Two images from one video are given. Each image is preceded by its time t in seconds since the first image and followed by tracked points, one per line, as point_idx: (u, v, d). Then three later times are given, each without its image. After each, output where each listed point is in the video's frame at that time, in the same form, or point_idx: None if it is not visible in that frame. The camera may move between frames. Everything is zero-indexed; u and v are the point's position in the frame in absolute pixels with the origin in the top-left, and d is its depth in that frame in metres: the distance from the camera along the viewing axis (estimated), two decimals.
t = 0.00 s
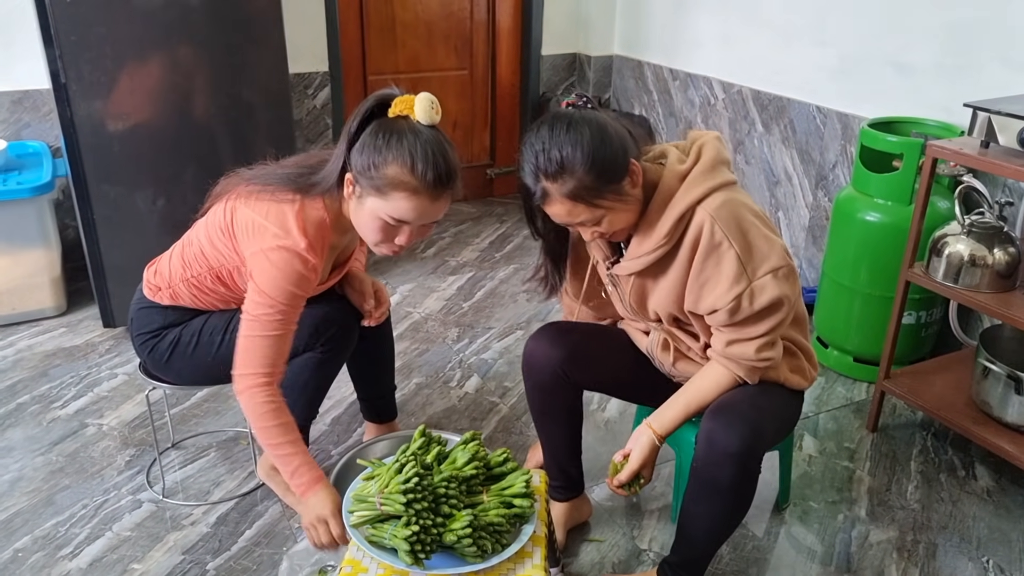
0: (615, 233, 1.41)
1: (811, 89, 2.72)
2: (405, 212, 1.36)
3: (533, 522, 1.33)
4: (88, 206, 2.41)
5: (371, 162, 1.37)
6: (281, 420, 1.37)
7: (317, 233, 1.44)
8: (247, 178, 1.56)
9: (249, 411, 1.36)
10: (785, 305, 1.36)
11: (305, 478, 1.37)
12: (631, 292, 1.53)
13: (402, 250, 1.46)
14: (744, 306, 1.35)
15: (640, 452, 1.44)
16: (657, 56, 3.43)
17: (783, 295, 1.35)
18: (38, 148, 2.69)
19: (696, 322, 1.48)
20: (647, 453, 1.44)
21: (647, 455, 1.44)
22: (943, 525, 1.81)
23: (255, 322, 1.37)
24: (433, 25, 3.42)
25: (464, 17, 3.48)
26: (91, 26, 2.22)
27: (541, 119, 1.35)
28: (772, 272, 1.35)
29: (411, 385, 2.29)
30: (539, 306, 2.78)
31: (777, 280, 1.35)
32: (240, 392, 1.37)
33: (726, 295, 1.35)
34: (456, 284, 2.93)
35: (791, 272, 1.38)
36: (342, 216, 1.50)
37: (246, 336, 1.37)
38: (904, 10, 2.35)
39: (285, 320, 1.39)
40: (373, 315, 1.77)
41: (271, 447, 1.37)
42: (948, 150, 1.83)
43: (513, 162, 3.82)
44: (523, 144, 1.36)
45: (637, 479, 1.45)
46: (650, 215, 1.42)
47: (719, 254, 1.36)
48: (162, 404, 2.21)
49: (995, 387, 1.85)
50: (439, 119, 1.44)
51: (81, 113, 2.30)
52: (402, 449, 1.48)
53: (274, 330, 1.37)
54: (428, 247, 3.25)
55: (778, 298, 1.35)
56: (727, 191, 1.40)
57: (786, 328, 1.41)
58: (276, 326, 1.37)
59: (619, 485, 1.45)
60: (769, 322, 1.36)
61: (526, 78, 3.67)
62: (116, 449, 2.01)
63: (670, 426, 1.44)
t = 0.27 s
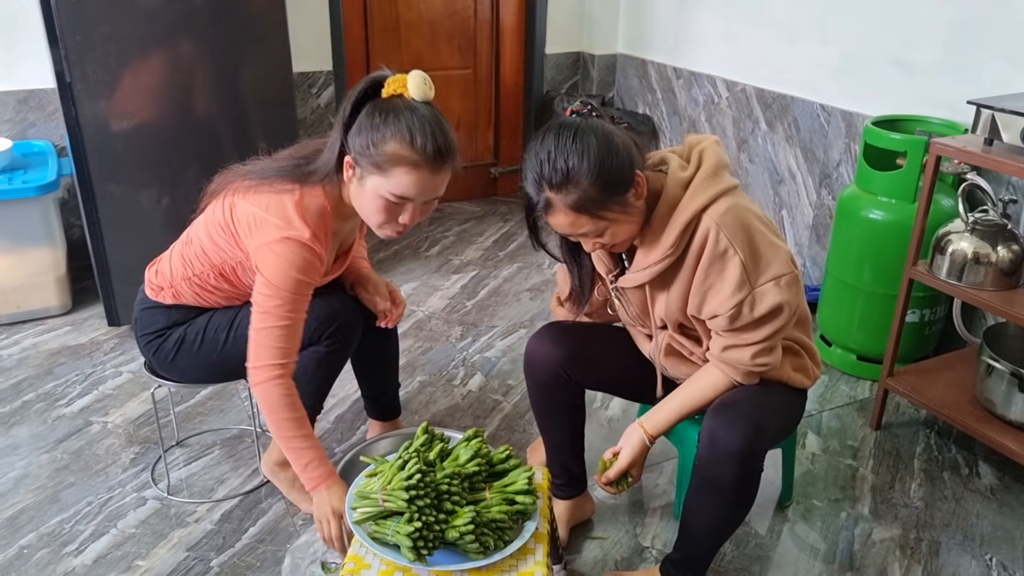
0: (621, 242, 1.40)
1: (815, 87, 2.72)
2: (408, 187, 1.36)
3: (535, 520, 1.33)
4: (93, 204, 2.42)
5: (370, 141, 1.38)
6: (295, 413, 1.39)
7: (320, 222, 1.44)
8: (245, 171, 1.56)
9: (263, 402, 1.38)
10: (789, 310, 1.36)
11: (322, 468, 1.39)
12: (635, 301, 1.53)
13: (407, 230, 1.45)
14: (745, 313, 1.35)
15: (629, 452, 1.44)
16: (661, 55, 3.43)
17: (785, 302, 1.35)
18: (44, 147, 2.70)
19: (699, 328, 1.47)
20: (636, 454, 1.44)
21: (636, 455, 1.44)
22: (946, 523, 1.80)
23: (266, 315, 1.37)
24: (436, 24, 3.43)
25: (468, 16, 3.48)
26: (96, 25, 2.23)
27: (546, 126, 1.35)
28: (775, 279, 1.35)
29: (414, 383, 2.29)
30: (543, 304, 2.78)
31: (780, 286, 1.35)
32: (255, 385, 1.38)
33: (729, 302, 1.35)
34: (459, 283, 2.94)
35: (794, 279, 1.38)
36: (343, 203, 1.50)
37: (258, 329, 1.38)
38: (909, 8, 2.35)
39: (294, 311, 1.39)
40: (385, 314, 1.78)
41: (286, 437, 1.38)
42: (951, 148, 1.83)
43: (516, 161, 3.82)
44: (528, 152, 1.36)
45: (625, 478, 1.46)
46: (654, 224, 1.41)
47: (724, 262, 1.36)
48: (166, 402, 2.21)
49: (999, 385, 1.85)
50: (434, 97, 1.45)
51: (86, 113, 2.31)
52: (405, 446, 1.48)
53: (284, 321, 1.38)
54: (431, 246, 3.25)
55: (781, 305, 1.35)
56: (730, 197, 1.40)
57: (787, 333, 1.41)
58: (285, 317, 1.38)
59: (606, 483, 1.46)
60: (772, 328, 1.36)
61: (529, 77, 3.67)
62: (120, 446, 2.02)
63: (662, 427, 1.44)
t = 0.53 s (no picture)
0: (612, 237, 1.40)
1: (815, 86, 2.72)
2: (378, 142, 1.39)
3: (532, 517, 1.34)
4: (93, 204, 2.43)
5: (337, 103, 1.42)
6: (262, 358, 1.43)
7: (296, 193, 1.48)
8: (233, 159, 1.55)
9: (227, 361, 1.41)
10: (784, 307, 1.36)
11: (303, 408, 1.41)
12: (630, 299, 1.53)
13: (388, 191, 1.47)
14: (740, 310, 1.36)
15: (628, 445, 1.44)
16: (661, 54, 3.43)
17: (779, 299, 1.35)
18: (44, 146, 2.71)
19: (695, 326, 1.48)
20: (633, 448, 1.44)
21: (633, 450, 1.44)
22: (945, 521, 1.80)
23: (233, 277, 1.41)
24: (437, 23, 3.43)
25: (468, 15, 3.48)
26: (96, 24, 2.23)
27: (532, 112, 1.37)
28: (769, 276, 1.36)
29: (414, 382, 2.29)
30: (543, 303, 2.78)
31: (774, 283, 1.36)
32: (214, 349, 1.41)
33: (724, 299, 1.35)
34: (460, 282, 2.94)
35: (789, 276, 1.37)
36: (319, 173, 1.55)
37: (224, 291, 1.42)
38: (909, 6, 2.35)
39: (263, 274, 1.43)
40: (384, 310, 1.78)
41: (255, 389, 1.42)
42: (949, 146, 1.83)
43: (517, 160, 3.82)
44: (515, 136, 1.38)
45: (620, 472, 1.45)
46: (648, 224, 1.42)
47: (717, 259, 1.36)
48: (167, 401, 2.22)
49: (997, 383, 1.85)
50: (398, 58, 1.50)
51: (86, 112, 2.31)
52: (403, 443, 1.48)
53: (251, 283, 1.42)
54: (431, 245, 3.26)
55: (776, 301, 1.35)
56: (722, 194, 1.40)
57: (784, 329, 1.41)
58: (252, 279, 1.42)
59: (602, 475, 1.45)
60: (767, 325, 1.36)
61: (530, 77, 3.67)
62: (121, 445, 2.02)
63: (659, 424, 1.44)
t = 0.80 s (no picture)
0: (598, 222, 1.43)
1: (816, 86, 2.72)
2: (353, 101, 1.42)
3: (530, 517, 1.34)
4: (94, 204, 2.43)
5: (307, 68, 1.45)
6: (309, 351, 1.43)
7: (279, 169, 1.49)
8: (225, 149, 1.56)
9: (274, 349, 1.42)
10: (777, 297, 1.35)
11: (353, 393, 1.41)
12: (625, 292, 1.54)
13: (370, 156, 1.49)
14: (733, 300, 1.35)
15: (620, 432, 1.44)
16: (662, 54, 3.42)
17: (772, 288, 1.34)
18: (46, 147, 2.72)
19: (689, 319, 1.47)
20: (625, 435, 1.44)
21: (625, 437, 1.44)
22: (944, 522, 1.80)
23: (251, 262, 1.42)
24: (438, 23, 3.43)
25: (469, 15, 3.48)
26: (97, 25, 2.23)
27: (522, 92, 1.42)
28: (761, 264, 1.34)
29: (414, 382, 2.30)
30: (543, 303, 2.78)
31: (765, 272, 1.34)
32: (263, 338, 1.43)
33: (716, 288, 1.35)
34: (460, 282, 2.94)
35: (781, 264, 1.36)
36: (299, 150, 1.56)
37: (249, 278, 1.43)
38: (909, 6, 2.34)
39: (277, 252, 1.44)
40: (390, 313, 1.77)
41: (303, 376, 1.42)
42: (949, 146, 1.82)
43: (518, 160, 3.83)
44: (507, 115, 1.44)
45: (610, 458, 1.45)
46: (639, 214, 1.42)
47: (708, 247, 1.36)
48: (167, 401, 2.22)
49: (997, 383, 1.84)
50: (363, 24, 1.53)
51: (86, 112, 2.32)
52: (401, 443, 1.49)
53: (270, 261, 1.43)
54: (432, 246, 3.26)
55: (768, 291, 1.34)
56: (712, 183, 1.40)
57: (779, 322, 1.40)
58: (271, 257, 1.43)
59: (592, 460, 1.46)
60: (761, 315, 1.36)
61: (531, 77, 3.67)
62: (120, 444, 2.03)
63: (653, 412, 1.44)
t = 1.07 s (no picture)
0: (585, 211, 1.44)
1: (816, 88, 2.71)
2: (303, 61, 1.42)
3: (525, 519, 1.34)
4: (94, 205, 2.44)
5: (252, 35, 1.45)
6: (260, 311, 1.44)
7: (236, 146, 1.50)
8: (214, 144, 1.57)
9: (226, 320, 1.43)
10: (767, 285, 1.34)
11: (308, 340, 1.44)
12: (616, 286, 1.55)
13: (329, 116, 1.48)
14: (722, 288, 1.34)
15: (610, 416, 1.44)
16: (662, 56, 3.42)
17: (760, 275, 1.33)
18: (47, 148, 2.72)
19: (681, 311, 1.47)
20: (614, 420, 1.44)
21: (616, 422, 1.44)
22: (943, 525, 1.80)
23: (204, 239, 1.44)
24: (439, 24, 3.44)
25: (470, 17, 3.49)
26: (97, 27, 2.24)
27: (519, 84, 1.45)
28: (749, 251, 1.34)
29: (412, 384, 2.30)
30: (542, 305, 2.78)
31: (754, 259, 1.34)
32: (214, 315, 1.44)
33: (704, 276, 1.34)
34: (460, 283, 2.94)
35: (769, 252, 1.36)
36: (255, 127, 1.57)
37: (201, 255, 1.44)
38: (909, 8, 2.34)
39: (230, 226, 1.45)
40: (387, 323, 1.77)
41: (261, 339, 1.44)
42: (947, 148, 1.82)
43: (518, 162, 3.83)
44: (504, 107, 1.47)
45: (599, 442, 1.44)
46: (628, 204, 1.43)
47: (694, 236, 1.36)
48: (166, 402, 2.23)
49: (996, 386, 1.84)
50: None
51: (87, 114, 2.32)
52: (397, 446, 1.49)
53: (223, 236, 1.44)
54: (432, 247, 3.26)
55: (757, 278, 1.33)
56: (699, 174, 1.41)
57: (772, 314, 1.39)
58: (223, 232, 1.44)
59: (579, 444, 1.45)
60: (751, 305, 1.35)
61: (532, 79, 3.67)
62: (119, 445, 2.03)
63: (644, 399, 1.43)
